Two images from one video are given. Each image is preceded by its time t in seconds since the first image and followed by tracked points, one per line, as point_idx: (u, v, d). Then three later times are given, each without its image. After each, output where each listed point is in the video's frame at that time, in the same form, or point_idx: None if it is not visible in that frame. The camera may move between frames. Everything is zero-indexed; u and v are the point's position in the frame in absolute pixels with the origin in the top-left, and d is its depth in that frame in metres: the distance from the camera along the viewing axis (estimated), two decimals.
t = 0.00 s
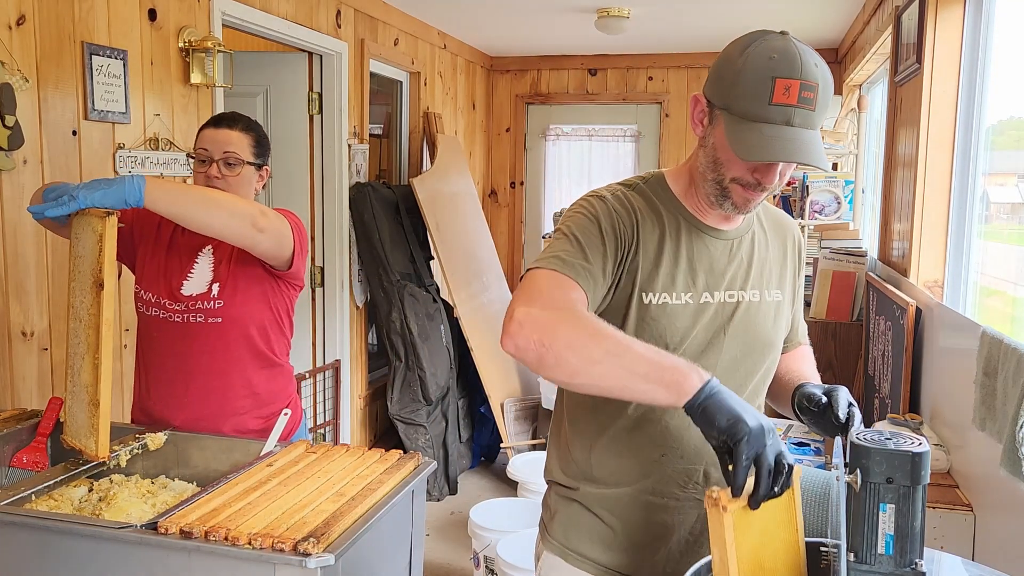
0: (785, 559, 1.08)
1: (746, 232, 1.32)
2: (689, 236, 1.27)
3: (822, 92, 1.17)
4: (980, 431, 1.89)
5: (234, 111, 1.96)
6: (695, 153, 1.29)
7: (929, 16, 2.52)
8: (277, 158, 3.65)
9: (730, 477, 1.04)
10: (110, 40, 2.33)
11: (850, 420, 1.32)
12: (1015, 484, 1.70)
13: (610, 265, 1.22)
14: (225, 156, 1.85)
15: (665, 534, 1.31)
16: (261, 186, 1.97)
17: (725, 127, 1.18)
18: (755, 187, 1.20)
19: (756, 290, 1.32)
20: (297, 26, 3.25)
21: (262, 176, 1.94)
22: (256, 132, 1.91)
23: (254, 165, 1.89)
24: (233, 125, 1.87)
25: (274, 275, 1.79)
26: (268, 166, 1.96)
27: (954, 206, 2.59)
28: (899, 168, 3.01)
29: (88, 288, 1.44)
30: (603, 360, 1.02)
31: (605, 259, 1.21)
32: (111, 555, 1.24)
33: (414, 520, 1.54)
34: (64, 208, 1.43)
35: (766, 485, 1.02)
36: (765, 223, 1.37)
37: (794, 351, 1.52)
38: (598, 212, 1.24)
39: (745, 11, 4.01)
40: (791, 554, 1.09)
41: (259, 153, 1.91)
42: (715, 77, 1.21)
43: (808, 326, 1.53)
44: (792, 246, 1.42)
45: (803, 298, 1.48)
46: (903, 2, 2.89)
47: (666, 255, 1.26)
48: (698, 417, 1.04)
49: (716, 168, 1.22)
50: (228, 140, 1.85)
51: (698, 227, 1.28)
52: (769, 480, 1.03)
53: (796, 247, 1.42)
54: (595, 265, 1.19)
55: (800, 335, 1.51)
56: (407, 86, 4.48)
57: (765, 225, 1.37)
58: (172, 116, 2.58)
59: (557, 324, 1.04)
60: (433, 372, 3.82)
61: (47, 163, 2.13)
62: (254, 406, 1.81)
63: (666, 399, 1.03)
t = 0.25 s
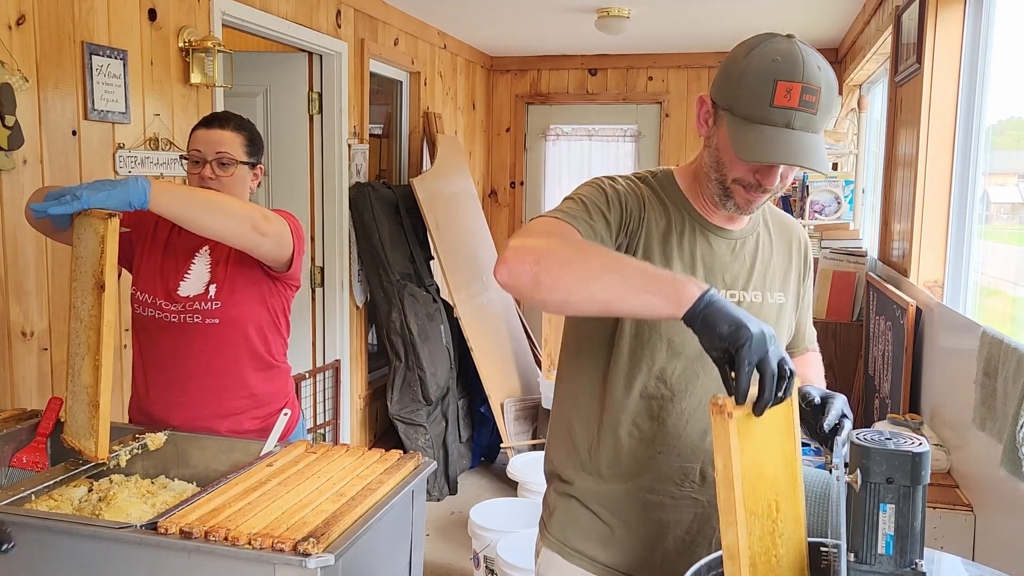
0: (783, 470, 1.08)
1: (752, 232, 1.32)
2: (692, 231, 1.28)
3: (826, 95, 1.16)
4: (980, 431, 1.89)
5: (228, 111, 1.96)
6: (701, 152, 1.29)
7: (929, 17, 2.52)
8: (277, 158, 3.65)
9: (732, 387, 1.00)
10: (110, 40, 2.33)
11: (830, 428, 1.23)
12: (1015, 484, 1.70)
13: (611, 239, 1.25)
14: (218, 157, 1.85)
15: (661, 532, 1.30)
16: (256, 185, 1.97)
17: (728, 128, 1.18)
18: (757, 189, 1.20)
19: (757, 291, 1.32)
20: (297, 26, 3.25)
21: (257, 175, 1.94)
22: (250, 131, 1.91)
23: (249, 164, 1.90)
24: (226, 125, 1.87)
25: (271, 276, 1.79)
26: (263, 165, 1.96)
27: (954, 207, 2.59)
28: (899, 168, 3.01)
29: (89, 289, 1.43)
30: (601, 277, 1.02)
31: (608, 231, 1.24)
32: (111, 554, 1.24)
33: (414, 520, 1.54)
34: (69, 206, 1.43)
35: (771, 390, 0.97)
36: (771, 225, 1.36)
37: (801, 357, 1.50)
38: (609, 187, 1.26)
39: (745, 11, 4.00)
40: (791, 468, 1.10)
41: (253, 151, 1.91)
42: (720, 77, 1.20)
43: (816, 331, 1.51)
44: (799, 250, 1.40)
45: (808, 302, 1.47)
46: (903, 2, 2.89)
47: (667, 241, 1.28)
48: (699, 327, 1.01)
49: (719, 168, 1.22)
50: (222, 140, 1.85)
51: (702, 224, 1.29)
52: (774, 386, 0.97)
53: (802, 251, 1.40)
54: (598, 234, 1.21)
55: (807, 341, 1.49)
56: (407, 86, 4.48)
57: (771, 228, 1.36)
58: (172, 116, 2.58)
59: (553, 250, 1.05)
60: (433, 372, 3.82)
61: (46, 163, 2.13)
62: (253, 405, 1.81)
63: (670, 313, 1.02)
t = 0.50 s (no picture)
0: (777, 381, 1.06)
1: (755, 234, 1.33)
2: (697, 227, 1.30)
3: (824, 108, 1.16)
4: (980, 431, 1.89)
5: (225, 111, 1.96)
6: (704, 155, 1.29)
7: (929, 17, 2.52)
8: (277, 158, 3.65)
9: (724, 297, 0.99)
10: (110, 40, 2.33)
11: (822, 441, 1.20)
12: (1015, 484, 1.70)
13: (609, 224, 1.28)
14: (215, 158, 1.85)
15: (657, 529, 1.29)
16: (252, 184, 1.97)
17: (727, 136, 1.18)
18: (754, 198, 1.20)
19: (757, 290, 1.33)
20: (297, 26, 3.25)
21: (253, 174, 1.94)
22: (245, 129, 1.91)
23: (244, 164, 1.89)
24: (221, 125, 1.87)
25: (270, 276, 1.79)
26: (259, 164, 1.95)
27: (954, 208, 2.59)
28: (899, 168, 3.01)
29: (90, 290, 1.42)
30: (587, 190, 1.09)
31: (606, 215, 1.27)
32: (111, 554, 1.24)
33: (414, 520, 1.53)
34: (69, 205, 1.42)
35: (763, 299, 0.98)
36: (775, 228, 1.36)
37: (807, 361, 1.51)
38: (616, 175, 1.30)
39: (744, 11, 4.00)
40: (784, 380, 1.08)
41: (248, 151, 1.90)
42: (722, 84, 1.20)
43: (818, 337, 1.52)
44: (805, 256, 1.38)
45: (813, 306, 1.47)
46: (903, 2, 2.89)
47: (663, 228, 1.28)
48: (692, 242, 1.00)
49: (718, 174, 1.22)
50: (217, 140, 1.85)
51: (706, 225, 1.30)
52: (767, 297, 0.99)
53: (807, 256, 1.38)
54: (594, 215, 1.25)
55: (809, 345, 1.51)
56: (407, 86, 4.48)
57: (774, 230, 1.36)
58: (172, 116, 2.58)
59: (549, 178, 1.13)
60: (433, 372, 3.82)
61: (47, 163, 2.13)
62: (253, 405, 1.81)
63: (661, 229, 1.03)
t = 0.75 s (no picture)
0: (767, 331, 1.06)
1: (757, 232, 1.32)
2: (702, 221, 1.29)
3: (819, 111, 1.16)
4: (980, 431, 1.89)
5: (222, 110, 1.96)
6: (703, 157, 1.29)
7: (930, 16, 2.51)
8: (277, 158, 3.65)
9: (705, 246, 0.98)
10: (110, 40, 2.33)
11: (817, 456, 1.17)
12: (1015, 484, 1.70)
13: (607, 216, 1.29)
14: (212, 158, 1.85)
15: (654, 524, 1.28)
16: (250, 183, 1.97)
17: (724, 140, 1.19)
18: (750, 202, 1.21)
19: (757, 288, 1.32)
20: (297, 26, 3.25)
21: (250, 174, 1.94)
22: (241, 129, 1.91)
23: (242, 164, 1.89)
24: (218, 125, 1.87)
25: (269, 278, 1.79)
26: (257, 163, 1.95)
27: (954, 208, 2.59)
28: (899, 168, 3.01)
29: (91, 290, 1.42)
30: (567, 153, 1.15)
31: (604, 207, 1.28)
32: (111, 555, 1.24)
33: (414, 520, 1.53)
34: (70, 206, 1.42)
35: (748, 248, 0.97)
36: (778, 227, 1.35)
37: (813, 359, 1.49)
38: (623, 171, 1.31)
39: (744, 11, 4.00)
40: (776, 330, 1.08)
41: (245, 150, 1.90)
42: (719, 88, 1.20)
43: (825, 334, 1.49)
44: (808, 255, 1.37)
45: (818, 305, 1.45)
46: (903, 2, 2.89)
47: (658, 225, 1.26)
48: (673, 192, 1.00)
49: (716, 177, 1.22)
50: (214, 141, 1.85)
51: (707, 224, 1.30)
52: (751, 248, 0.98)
53: (811, 258, 1.38)
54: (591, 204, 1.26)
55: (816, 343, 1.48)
56: (407, 86, 4.48)
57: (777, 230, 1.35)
58: (172, 116, 2.58)
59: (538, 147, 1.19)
60: (433, 372, 3.82)
61: (47, 163, 2.13)
62: (252, 406, 1.81)
63: (643, 183, 1.07)
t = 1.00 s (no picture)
0: (753, 297, 1.04)
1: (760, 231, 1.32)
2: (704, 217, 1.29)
3: (812, 108, 1.17)
4: (980, 431, 1.89)
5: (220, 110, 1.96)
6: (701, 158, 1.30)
7: (930, 16, 2.51)
8: (277, 158, 3.65)
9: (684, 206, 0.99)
10: (110, 39, 2.33)
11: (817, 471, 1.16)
12: (1015, 484, 1.70)
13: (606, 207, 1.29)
14: (209, 158, 1.85)
15: (651, 515, 1.28)
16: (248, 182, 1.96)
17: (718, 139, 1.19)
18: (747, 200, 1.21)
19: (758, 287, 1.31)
20: (297, 26, 3.25)
21: (249, 173, 1.94)
22: (238, 128, 1.91)
23: (239, 163, 1.89)
24: (214, 124, 1.87)
25: (268, 278, 1.78)
26: (255, 163, 1.95)
27: (954, 208, 2.59)
28: (899, 168, 3.01)
29: (83, 290, 1.43)
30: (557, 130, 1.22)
31: (603, 197, 1.28)
32: (111, 554, 1.24)
33: (414, 520, 1.53)
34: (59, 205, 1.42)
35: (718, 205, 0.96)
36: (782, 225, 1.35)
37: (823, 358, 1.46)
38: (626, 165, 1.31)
39: (744, 11, 4.00)
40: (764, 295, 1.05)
41: (242, 149, 1.90)
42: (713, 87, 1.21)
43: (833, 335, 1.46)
44: (811, 254, 1.37)
45: (824, 307, 1.45)
46: (903, 2, 2.89)
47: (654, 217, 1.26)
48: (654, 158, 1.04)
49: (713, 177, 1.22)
50: (211, 141, 1.85)
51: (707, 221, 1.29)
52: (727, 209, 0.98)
53: (815, 256, 1.37)
54: (590, 191, 1.27)
55: (825, 343, 1.45)
56: (407, 86, 4.48)
57: (781, 228, 1.35)
58: (172, 116, 2.58)
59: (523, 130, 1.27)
60: (433, 372, 3.82)
61: (47, 163, 2.13)
62: (252, 406, 1.81)
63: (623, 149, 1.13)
